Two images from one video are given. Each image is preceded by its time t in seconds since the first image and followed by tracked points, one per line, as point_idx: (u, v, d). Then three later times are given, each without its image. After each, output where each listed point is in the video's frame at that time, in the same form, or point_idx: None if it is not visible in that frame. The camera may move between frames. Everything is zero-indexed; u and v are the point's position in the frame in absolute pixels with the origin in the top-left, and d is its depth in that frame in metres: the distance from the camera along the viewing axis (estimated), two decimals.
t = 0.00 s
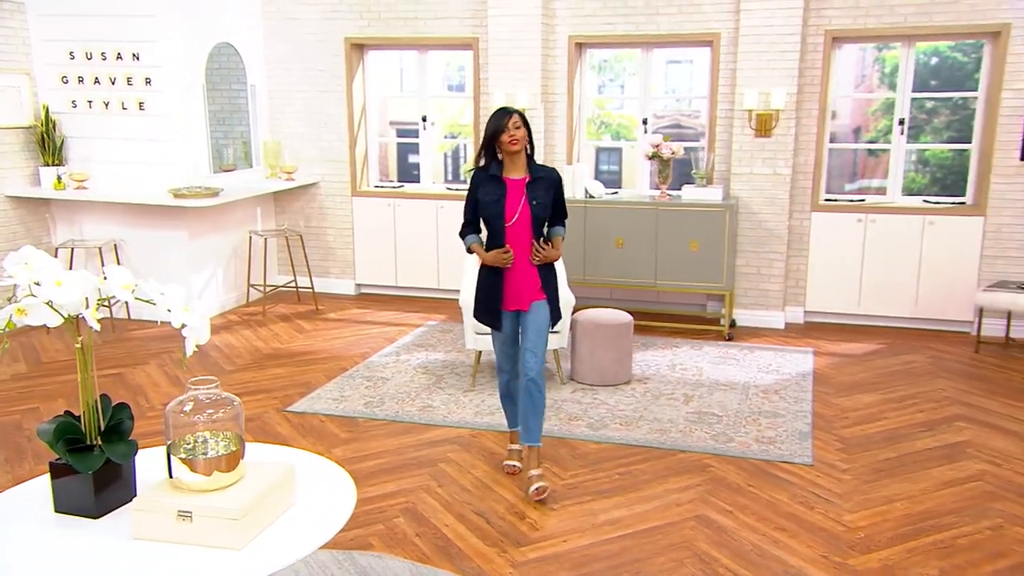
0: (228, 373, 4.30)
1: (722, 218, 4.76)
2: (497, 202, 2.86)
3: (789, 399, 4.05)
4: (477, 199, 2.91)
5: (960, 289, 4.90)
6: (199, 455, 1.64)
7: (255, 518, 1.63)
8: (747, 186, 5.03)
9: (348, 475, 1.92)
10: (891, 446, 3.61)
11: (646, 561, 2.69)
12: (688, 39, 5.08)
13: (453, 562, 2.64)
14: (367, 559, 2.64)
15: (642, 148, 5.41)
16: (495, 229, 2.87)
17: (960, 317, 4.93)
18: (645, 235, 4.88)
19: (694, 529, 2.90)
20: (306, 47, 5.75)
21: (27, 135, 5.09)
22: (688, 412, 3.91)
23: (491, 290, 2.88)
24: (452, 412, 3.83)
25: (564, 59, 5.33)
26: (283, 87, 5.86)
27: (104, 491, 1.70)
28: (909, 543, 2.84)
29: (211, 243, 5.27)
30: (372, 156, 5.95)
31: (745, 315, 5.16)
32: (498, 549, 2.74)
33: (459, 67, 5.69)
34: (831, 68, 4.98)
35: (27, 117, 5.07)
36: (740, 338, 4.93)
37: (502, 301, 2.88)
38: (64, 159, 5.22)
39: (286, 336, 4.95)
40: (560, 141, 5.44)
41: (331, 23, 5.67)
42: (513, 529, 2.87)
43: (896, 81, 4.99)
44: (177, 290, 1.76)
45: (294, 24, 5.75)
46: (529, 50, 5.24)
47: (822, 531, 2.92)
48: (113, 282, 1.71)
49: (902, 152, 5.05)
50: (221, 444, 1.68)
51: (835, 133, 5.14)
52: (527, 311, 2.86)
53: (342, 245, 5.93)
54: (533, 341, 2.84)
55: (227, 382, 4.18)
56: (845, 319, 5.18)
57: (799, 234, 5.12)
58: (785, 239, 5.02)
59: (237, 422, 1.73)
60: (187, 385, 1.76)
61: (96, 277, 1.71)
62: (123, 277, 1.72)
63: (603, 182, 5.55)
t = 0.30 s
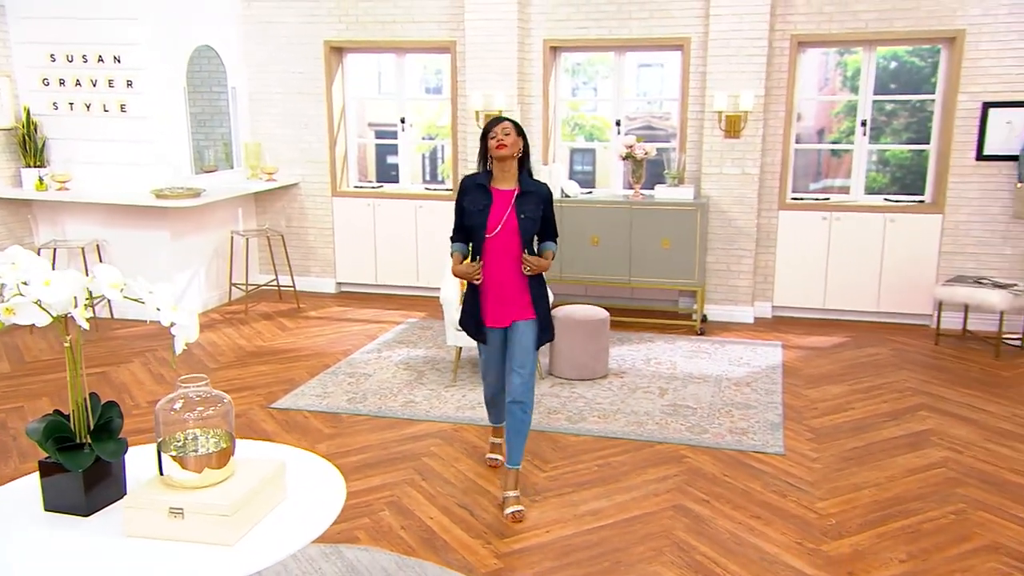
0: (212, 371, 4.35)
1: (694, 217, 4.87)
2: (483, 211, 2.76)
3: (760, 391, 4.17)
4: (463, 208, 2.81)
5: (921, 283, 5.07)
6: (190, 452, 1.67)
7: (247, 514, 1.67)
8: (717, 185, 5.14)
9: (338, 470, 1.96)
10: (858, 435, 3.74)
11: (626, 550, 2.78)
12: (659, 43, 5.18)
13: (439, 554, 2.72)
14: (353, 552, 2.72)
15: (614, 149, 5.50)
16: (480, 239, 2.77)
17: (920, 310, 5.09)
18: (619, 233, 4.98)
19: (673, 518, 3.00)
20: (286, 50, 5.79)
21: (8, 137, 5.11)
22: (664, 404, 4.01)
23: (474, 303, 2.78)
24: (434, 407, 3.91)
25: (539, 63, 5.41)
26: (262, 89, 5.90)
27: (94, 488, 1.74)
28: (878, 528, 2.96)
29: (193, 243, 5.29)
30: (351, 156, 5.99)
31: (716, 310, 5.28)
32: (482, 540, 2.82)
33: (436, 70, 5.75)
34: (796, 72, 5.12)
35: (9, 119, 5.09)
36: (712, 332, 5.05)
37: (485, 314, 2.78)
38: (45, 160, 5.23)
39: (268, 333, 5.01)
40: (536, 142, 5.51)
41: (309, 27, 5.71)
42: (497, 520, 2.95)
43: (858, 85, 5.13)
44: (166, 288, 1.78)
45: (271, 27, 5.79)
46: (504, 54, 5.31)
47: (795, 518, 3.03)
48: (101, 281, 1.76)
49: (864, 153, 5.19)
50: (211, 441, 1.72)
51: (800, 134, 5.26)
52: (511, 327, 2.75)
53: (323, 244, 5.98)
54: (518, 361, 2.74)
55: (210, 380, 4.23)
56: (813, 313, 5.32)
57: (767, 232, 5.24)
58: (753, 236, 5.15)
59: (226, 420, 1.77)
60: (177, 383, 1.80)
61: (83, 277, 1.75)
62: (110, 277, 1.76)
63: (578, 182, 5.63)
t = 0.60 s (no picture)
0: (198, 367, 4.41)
1: (669, 214, 4.96)
2: (483, 211, 2.65)
3: (736, 381, 4.28)
4: (461, 207, 2.69)
5: (888, 277, 5.21)
6: (185, 447, 1.70)
7: (242, 507, 1.70)
8: (691, 183, 5.26)
9: (330, 464, 2.00)
10: (830, 423, 3.87)
11: (611, 537, 2.87)
12: (634, 45, 5.28)
13: (428, 544, 2.80)
14: (343, 543, 2.74)
15: (592, 148, 5.58)
16: (480, 240, 2.65)
17: (886, 303, 5.24)
18: (597, 229, 5.07)
19: (655, 507, 3.09)
20: (269, 52, 5.82)
21: None
22: (643, 395, 4.12)
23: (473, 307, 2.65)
24: (419, 400, 4.00)
25: (517, 64, 5.48)
26: (245, 89, 5.93)
27: (88, 484, 1.77)
28: (853, 513, 3.07)
29: (178, 241, 5.33)
30: (333, 155, 6.04)
31: (690, 304, 5.40)
32: (471, 530, 2.90)
33: (416, 71, 5.80)
34: (767, 73, 5.25)
35: None
36: (687, 325, 5.17)
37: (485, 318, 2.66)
38: (30, 159, 5.26)
39: (254, 329, 5.07)
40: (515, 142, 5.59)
41: (290, 28, 5.75)
42: (484, 511, 3.04)
43: (825, 86, 5.27)
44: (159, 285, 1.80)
45: (253, 28, 5.81)
46: (482, 55, 5.38)
47: (773, 504, 3.14)
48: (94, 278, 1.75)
49: (832, 152, 5.33)
50: (206, 436, 1.75)
51: (769, 133, 5.39)
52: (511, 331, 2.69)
53: (306, 241, 6.03)
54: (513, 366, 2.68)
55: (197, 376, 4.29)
56: (784, 306, 5.45)
57: (740, 228, 5.38)
58: (727, 232, 5.27)
59: (219, 414, 1.81)
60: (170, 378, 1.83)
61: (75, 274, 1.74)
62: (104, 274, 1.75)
63: (556, 180, 5.71)
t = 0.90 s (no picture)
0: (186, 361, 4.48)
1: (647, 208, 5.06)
2: (498, 221, 2.52)
3: (714, 371, 4.40)
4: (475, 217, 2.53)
5: (856, 267, 5.39)
6: (180, 440, 1.66)
7: (239, 499, 1.65)
8: (667, 178, 5.38)
9: (325, 455, 1.97)
10: (803, 410, 4.00)
11: (597, 523, 2.96)
12: (611, 44, 5.39)
13: (417, 531, 2.86)
14: (334, 533, 2.85)
15: (570, 145, 5.71)
16: (499, 252, 2.52)
17: (853, 293, 5.42)
18: (576, 223, 5.17)
19: (638, 493, 3.19)
20: (253, 50, 5.84)
21: None
22: (624, 385, 4.23)
23: (494, 322, 2.52)
24: (405, 392, 4.09)
25: (497, 62, 5.57)
26: (229, 87, 5.95)
27: (84, 477, 1.72)
28: (829, 496, 3.20)
29: (163, 237, 5.37)
30: (316, 153, 6.09)
31: (667, 296, 5.54)
32: (458, 518, 2.96)
33: (398, 69, 5.86)
34: (739, 71, 5.39)
35: None
36: (664, 317, 5.30)
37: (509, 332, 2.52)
38: (14, 157, 5.32)
39: (240, 323, 5.14)
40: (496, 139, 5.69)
41: (274, 27, 5.78)
42: (472, 499, 3.10)
43: (794, 84, 5.44)
44: (155, 276, 1.72)
45: (237, 27, 5.84)
46: (462, 54, 5.44)
47: (753, 490, 3.25)
48: (88, 272, 1.69)
49: (801, 148, 5.50)
50: (201, 429, 1.71)
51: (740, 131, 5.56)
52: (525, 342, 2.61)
53: (290, 237, 6.09)
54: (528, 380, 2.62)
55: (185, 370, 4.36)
56: (755, 298, 5.62)
57: (713, 222, 5.53)
58: (702, 226, 5.41)
59: (214, 408, 1.78)
60: (164, 370, 1.78)
61: (69, 268, 1.68)
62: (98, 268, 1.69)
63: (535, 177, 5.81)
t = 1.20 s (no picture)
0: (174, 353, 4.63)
1: (626, 202, 5.17)
2: (515, 216, 2.40)
3: (693, 358, 4.51)
4: (489, 214, 2.41)
5: (827, 256, 5.55)
6: (177, 429, 1.72)
7: (236, 487, 1.71)
8: (645, 172, 5.48)
9: (321, 446, 2.02)
10: (780, 394, 4.12)
11: (584, 507, 3.05)
12: (590, 40, 5.49)
13: (407, 517, 2.94)
14: (326, 520, 2.92)
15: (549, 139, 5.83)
16: (518, 249, 2.41)
17: (825, 282, 5.59)
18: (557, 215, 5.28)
19: (624, 477, 3.29)
20: (236, 46, 5.87)
21: None
22: (606, 372, 4.34)
23: (519, 321, 2.41)
24: (392, 381, 4.18)
25: (478, 58, 5.65)
26: (211, 82, 5.97)
27: (80, 468, 1.78)
28: (807, 478, 3.31)
29: (147, 231, 5.40)
30: (299, 147, 6.13)
31: (645, 286, 5.66)
32: (449, 504, 3.04)
33: (379, 65, 5.90)
34: (714, 67, 5.53)
35: None
36: (643, 306, 5.42)
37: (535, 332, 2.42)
38: None
39: (226, 316, 5.20)
40: (477, 133, 5.77)
41: (256, 22, 5.80)
42: (461, 485, 3.18)
43: (766, 79, 5.59)
44: (147, 268, 1.75)
45: (219, 23, 5.85)
46: (445, 48, 5.49)
47: (734, 472, 3.36)
48: (82, 262, 1.69)
49: (774, 141, 5.67)
50: (197, 418, 1.77)
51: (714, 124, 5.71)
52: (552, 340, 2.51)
53: (274, 230, 6.14)
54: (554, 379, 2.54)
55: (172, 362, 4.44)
56: (729, 287, 5.78)
57: (690, 214, 5.67)
58: (679, 218, 5.53)
59: (210, 397, 1.83)
60: (161, 361, 1.86)
61: (61, 258, 1.68)
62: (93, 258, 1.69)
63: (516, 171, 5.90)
